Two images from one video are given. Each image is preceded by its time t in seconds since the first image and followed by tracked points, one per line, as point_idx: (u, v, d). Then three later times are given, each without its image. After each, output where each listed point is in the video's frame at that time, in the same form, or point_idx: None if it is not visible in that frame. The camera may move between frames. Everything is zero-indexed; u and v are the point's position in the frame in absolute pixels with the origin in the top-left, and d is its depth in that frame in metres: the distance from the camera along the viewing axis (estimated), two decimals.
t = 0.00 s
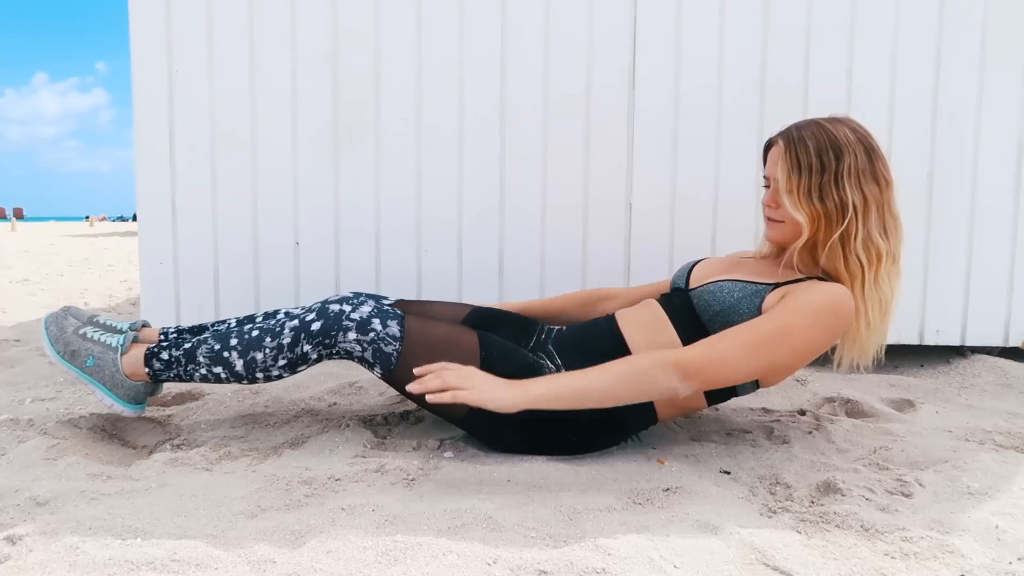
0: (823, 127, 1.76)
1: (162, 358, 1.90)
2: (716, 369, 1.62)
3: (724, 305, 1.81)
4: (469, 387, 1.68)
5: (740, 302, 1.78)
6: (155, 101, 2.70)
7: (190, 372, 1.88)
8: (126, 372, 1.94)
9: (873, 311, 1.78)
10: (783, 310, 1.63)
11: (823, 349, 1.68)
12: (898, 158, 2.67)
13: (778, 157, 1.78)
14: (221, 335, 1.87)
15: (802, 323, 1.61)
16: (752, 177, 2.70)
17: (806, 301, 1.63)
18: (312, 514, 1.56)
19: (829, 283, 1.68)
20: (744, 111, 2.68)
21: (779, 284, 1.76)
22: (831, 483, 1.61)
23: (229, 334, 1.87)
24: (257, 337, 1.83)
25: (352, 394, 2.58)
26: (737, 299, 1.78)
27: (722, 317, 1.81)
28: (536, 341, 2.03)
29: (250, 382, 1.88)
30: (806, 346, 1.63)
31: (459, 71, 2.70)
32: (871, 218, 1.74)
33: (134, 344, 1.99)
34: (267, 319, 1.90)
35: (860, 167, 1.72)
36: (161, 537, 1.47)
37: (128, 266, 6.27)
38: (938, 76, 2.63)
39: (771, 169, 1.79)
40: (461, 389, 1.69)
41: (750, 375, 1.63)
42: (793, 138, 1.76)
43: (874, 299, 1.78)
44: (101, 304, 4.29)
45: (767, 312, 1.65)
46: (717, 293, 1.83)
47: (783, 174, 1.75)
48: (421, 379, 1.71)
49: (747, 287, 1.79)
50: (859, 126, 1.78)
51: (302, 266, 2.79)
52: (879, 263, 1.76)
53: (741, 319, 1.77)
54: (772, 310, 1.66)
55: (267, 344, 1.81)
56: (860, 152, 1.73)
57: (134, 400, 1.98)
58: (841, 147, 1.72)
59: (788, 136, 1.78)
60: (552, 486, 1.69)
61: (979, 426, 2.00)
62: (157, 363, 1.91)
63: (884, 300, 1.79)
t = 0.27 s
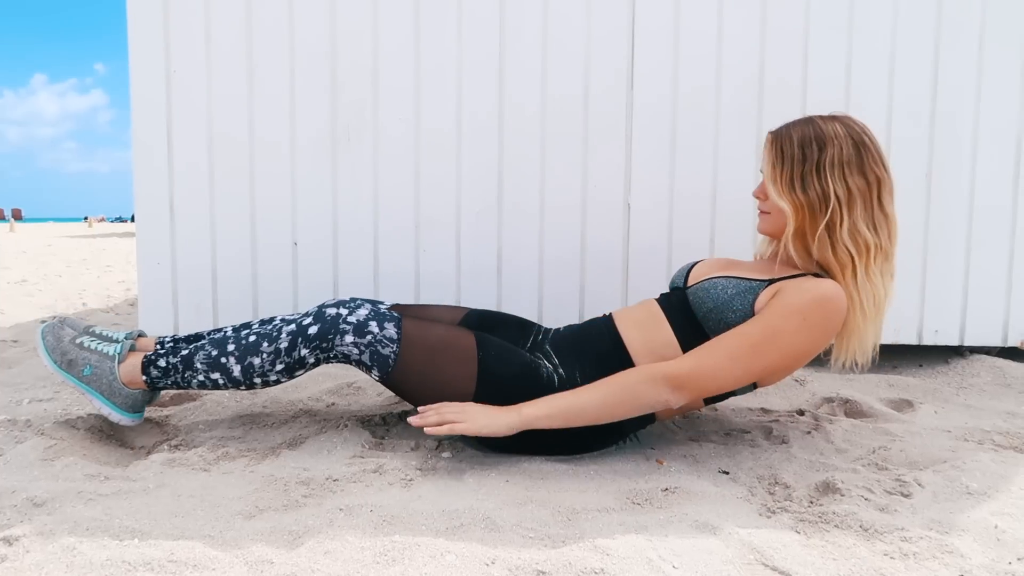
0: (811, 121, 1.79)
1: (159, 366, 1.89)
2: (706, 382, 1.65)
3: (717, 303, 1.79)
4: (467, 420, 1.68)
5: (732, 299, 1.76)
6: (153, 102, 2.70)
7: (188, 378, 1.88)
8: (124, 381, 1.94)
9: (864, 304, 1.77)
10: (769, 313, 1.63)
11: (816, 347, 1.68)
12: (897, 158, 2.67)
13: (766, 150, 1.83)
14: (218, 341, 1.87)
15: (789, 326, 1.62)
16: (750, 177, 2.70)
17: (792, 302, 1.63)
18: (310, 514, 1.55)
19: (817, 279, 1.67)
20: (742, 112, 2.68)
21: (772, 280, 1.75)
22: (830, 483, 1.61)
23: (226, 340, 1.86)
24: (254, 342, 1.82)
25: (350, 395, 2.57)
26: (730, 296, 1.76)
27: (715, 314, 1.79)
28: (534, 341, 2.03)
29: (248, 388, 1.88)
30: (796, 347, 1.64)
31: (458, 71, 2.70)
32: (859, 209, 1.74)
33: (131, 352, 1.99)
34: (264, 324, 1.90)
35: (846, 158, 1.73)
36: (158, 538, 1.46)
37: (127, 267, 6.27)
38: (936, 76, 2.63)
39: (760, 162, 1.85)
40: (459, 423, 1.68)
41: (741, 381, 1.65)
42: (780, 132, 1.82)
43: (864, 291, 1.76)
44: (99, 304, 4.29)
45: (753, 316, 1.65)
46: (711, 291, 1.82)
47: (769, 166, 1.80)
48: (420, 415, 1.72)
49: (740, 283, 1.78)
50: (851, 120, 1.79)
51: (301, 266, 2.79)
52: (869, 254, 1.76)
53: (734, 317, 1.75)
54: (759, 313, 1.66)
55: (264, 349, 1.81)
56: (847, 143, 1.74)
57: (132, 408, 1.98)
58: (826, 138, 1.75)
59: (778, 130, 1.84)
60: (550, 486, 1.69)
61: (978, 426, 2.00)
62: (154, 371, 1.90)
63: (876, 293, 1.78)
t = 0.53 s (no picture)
0: (808, 121, 1.82)
1: (161, 361, 1.88)
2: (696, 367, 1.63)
3: (716, 302, 1.80)
4: (457, 418, 1.66)
5: (732, 299, 1.77)
6: (153, 101, 2.69)
7: (189, 374, 1.87)
8: (125, 375, 1.93)
9: (861, 303, 1.75)
10: (766, 304, 1.63)
11: (812, 342, 1.66)
12: (897, 158, 2.67)
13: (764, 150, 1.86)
14: (220, 336, 1.86)
15: (784, 319, 1.61)
16: (751, 177, 2.70)
17: (790, 296, 1.62)
18: (312, 514, 1.55)
19: (817, 277, 1.66)
20: (743, 111, 2.68)
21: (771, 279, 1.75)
22: (831, 482, 1.61)
23: (229, 335, 1.86)
24: (257, 337, 1.82)
25: (351, 394, 2.57)
26: (730, 295, 1.77)
27: (715, 314, 1.80)
28: (536, 340, 2.03)
29: (249, 384, 1.87)
30: (791, 339, 1.62)
31: (458, 71, 2.69)
32: (856, 206, 1.74)
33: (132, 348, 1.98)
34: (267, 320, 1.89)
35: (842, 155, 1.74)
36: (160, 537, 1.46)
37: (126, 266, 6.27)
38: (937, 76, 2.63)
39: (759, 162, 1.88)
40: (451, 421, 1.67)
41: (730, 369, 1.64)
42: (779, 132, 1.85)
43: (861, 289, 1.75)
44: (99, 303, 4.29)
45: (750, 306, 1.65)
46: (710, 290, 1.82)
47: (767, 164, 1.83)
48: (410, 418, 1.71)
49: (740, 283, 1.79)
50: (850, 119, 1.80)
51: (301, 265, 2.79)
52: (866, 252, 1.75)
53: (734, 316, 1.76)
54: (757, 305, 1.65)
55: (266, 345, 1.81)
56: (844, 140, 1.75)
57: (132, 404, 1.98)
58: (822, 135, 1.76)
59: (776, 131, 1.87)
60: (552, 486, 1.69)
61: (979, 425, 2.00)
62: (156, 366, 1.89)
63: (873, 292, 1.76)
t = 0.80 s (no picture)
0: (810, 122, 1.82)
1: (163, 354, 1.88)
2: (691, 364, 1.66)
3: (718, 304, 1.80)
4: (455, 403, 1.68)
5: (732, 300, 1.77)
6: (153, 101, 2.70)
7: (191, 368, 1.86)
8: (126, 367, 1.91)
9: (861, 304, 1.75)
10: (765, 305, 1.64)
11: (811, 345, 1.67)
12: (897, 158, 2.67)
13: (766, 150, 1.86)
14: (225, 331, 1.87)
15: (780, 320, 1.61)
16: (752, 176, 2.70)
17: (788, 296, 1.63)
18: (313, 514, 1.55)
19: (818, 278, 1.66)
20: (744, 110, 2.68)
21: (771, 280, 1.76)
22: (832, 482, 1.61)
23: (233, 330, 1.86)
24: (261, 332, 1.82)
25: (351, 394, 2.57)
26: (730, 296, 1.77)
27: (716, 315, 1.80)
28: (537, 339, 2.03)
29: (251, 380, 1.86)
30: (787, 340, 1.63)
31: (458, 70, 2.69)
32: (857, 208, 1.75)
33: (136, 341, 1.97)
34: (271, 317, 1.89)
35: (844, 157, 1.74)
36: (161, 537, 1.46)
37: (127, 266, 6.27)
38: (937, 76, 2.63)
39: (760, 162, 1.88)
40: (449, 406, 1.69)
41: (726, 368, 1.66)
42: (780, 132, 1.84)
43: (861, 292, 1.75)
44: (100, 304, 4.29)
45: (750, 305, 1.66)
46: (711, 291, 1.83)
47: (768, 165, 1.82)
48: (409, 402, 1.73)
49: (740, 284, 1.79)
50: (853, 121, 1.79)
51: (302, 265, 2.79)
52: (868, 253, 1.75)
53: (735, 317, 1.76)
54: (756, 304, 1.66)
55: (270, 340, 1.80)
56: (846, 142, 1.75)
57: (133, 397, 1.94)
58: (825, 137, 1.76)
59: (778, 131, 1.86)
60: (552, 486, 1.69)
61: (979, 425, 2.00)
62: (158, 359, 1.89)
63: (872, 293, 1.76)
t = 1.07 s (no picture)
0: (828, 116, 1.81)
1: (162, 354, 1.87)
2: (690, 359, 1.66)
3: (714, 303, 1.80)
4: (454, 404, 1.67)
5: (730, 300, 1.77)
6: (155, 101, 2.70)
7: (190, 368, 1.86)
8: (125, 366, 1.91)
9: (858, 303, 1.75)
10: (762, 300, 1.65)
11: (809, 340, 1.67)
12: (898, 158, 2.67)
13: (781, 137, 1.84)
14: (224, 332, 1.86)
15: (779, 315, 1.62)
16: (752, 177, 2.70)
17: (786, 292, 1.64)
18: (313, 514, 1.55)
19: (815, 274, 1.66)
20: (744, 111, 2.68)
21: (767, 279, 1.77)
22: (832, 483, 1.61)
23: (233, 331, 1.86)
24: (260, 333, 1.81)
25: (352, 394, 2.57)
26: (728, 296, 1.78)
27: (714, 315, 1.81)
28: (537, 341, 2.03)
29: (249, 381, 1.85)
30: (786, 335, 1.64)
31: (459, 71, 2.70)
32: (864, 209, 1.75)
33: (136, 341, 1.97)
34: (271, 319, 1.89)
35: (859, 157, 1.74)
36: (161, 538, 1.46)
37: (127, 266, 6.28)
38: (938, 76, 2.63)
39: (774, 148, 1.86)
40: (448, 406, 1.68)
41: (725, 364, 1.66)
42: (798, 121, 1.83)
43: (856, 292, 1.75)
44: (100, 304, 4.29)
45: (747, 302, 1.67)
46: (708, 290, 1.83)
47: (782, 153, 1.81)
48: (408, 402, 1.73)
49: (737, 283, 1.79)
50: (871, 124, 1.79)
51: (302, 265, 2.79)
52: (868, 253, 1.75)
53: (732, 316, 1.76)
54: (754, 300, 1.67)
55: (269, 341, 1.79)
56: (862, 142, 1.74)
57: (130, 396, 1.93)
58: (842, 133, 1.75)
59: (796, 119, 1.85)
60: (552, 486, 1.69)
61: (980, 425, 2.00)
62: (157, 359, 1.88)
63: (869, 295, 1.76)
